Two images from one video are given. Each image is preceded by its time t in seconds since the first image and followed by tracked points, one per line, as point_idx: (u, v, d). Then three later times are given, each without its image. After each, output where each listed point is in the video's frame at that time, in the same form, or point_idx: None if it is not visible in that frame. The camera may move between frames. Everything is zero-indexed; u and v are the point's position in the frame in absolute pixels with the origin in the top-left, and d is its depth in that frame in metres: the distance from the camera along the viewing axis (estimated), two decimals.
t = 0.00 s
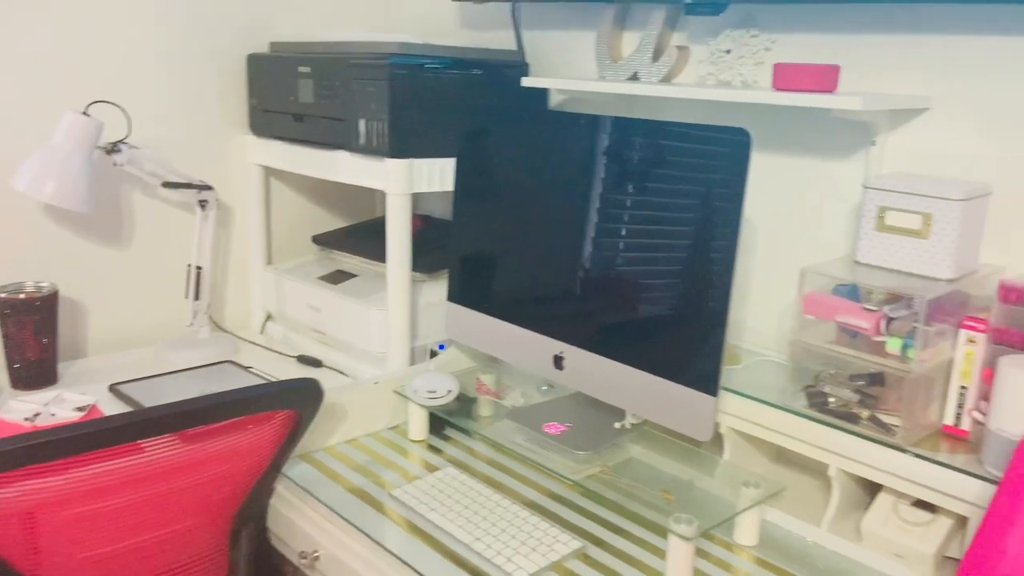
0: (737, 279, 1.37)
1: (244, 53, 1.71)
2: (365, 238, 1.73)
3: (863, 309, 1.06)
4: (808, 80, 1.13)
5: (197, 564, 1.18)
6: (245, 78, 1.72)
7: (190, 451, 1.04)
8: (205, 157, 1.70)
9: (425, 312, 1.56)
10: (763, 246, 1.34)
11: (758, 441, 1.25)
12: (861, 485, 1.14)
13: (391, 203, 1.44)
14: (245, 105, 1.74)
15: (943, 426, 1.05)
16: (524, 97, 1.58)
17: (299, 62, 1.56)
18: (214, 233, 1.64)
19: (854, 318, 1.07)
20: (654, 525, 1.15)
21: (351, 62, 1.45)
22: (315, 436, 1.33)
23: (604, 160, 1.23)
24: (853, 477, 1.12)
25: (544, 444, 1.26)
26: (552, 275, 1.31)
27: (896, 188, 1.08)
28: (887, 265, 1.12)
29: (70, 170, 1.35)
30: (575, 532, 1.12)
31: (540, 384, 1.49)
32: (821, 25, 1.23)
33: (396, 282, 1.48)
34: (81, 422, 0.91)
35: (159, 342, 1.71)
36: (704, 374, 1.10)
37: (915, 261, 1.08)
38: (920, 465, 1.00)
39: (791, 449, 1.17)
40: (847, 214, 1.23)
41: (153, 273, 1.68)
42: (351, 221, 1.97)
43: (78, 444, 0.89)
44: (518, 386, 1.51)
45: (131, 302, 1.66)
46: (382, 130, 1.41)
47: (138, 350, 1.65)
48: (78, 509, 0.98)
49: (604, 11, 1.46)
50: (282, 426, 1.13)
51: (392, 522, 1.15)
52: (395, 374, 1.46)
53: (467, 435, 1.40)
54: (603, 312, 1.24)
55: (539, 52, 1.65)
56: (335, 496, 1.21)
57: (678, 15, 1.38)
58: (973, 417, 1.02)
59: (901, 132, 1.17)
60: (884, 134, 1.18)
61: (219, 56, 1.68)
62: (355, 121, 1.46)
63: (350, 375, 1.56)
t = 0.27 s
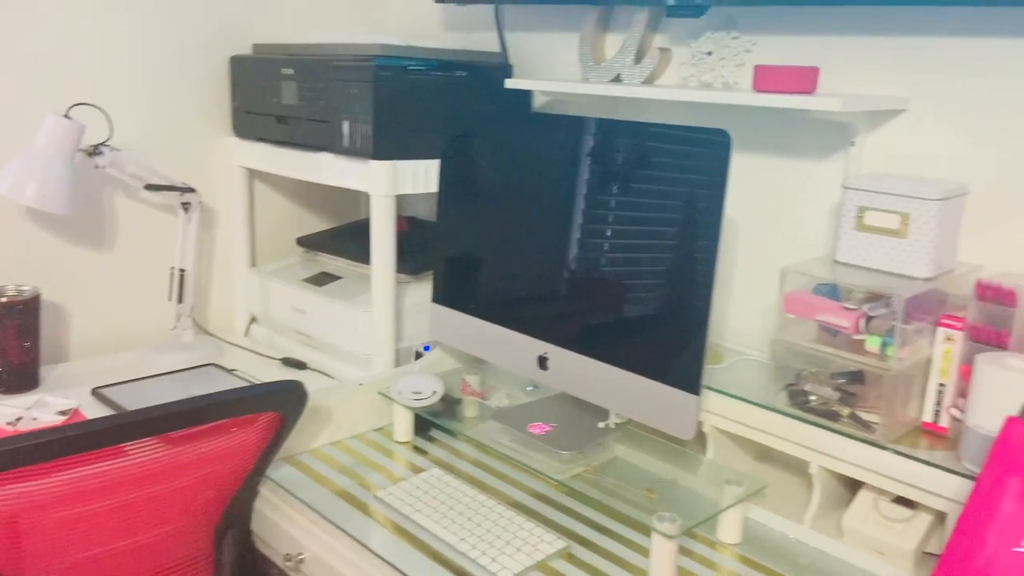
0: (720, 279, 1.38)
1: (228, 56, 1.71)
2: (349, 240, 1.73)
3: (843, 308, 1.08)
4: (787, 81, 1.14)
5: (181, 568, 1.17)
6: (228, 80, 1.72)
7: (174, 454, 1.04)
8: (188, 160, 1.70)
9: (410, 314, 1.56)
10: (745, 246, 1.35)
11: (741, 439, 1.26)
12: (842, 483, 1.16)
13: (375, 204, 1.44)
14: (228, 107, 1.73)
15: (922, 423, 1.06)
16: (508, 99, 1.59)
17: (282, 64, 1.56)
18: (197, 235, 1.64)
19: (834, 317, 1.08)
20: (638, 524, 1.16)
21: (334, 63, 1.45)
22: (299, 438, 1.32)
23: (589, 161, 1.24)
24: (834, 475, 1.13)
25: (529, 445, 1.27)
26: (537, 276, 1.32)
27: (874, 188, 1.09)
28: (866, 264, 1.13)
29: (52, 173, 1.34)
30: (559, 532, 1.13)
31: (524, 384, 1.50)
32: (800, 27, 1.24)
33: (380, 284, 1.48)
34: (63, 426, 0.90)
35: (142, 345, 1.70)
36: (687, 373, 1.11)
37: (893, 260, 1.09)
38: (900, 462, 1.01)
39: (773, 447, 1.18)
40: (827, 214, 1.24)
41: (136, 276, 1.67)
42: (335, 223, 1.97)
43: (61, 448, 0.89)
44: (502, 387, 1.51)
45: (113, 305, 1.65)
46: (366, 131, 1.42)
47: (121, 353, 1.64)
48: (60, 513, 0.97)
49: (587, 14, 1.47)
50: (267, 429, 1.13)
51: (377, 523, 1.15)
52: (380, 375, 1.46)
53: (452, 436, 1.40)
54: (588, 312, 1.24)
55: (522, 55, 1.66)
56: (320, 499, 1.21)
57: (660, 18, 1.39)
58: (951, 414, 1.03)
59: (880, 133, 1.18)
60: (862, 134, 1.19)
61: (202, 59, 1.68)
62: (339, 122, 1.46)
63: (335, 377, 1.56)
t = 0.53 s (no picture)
0: (703, 279, 1.39)
1: (210, 58, 1.70)
2: (333, 242, 1.72)
3: (823, 307, 1.09)
4: (766, 82, 1.15)
5: (164, 572, 1.17)
6: (210, 82, 1.71)
7: (156, 458, 1.03)
8: (170, 162, 1.69)
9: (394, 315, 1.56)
10: (727, 246, 1.36)
11: (724, 438, 1.27)
12: (824, 480, 1.17)
13: (359, 206, 1.44)
14: (210, 109, 1.73)
15: (902, 421, 1.08)
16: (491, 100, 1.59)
17: (265, 66, 1.55)
18: (179, 238, 1.63)
19: (814, 316, 1.09)
20: (622, 524, 1.16)
21: (317, 65, 1.45)
22: (283, 441, 1.32)
23: (573, 162, 1.24)
24: (816, 473, 1.14)
25: (514, 445, 1.27)
26: (522, 277, 1.32)
27: (853, 188, 1.11)
28: (846, 264, 1.14)
29: (32, 176, 1.33)
30: (544, 532, 1.13)
31: (509, 385, 1.50)
32: (780, 29, 1.25)
33: (364, 285, 1.48)
34: (44, 429, 0.90)
35: (125, 349, 1.69)
36: (671, 372, 1.12)
37: (873, 259, 1.11)
38: (880, 459, 1.02)
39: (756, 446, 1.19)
40: (808, 214, 1.25)
41: (119, 279, 1.66)
42: (319, 225, 1.96)
43: (41, 451, 0.88)
44: (487, 388, 1.51)
45: (95, 308, 1.64)
46: (349, 133, 1.42)
47: (103, 357, 1.63)
48: (42, 517, 0.97)
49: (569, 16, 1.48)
50: (251, 432, 1.13)
51: (362, 525, 1.15)
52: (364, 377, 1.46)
53: (437, 437, 1.40)
54: (573, 312, 1.25)
55: (505, 56, 1.66)
56: (304, 501, 1.21)
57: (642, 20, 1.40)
58: (930, 411, 1.04)
59: (859, 133, 1.19)
60: (842, 135, 1.20)
61: (184, 61, 1.67)
62: (322, 124, 1.46)
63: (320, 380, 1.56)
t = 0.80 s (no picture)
0: (685, 279, 1.40)
1: (191, 59, 1.69)
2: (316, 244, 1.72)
3: (803, 306, 1.09)
4: (747, 83, 1.16)
5: None
6: (192, 84, 1.70)
7: (139, 461, 1.02)
8: (152, 164, 1.68)
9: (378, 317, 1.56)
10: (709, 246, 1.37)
11: (707, 437, 1.28)
12: (806, 478, 1.18)
13: (342, 208, 1.44)
14: (192, 111, 1.72)
15: (882, 418, 1.09)
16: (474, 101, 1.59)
17: (246, 67, 1.55)
18: (161, 241, 1.62)
19: (794, 315, 1.10)
20: (606, 523, 1.17)
21: (299, 66, 1.44)
22: (267, 444, 1.32)
23: (557, 163, 1.24)
24: (798, 471, 1.15)
25: (498, 446, 1.27)
26: (506, 278, 1.32)
27: (833, 188, 1.12)
28: (827, 264, 1.15)
29: (12, 179, 1.32)
30: (529, 533, 1.13)
31: (493, 386, 1.50)
32: (761, 31, 1.26)
33: (348, 287, 1.47)
34: (25, 434, 0.89)
35: (107, 353, 1.68)
36: (655, 372, 1.12)
37: (852, 258, 1.12)
38: (861, 456, 1.03)
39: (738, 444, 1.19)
40: (789, 215, 1.26)
41: (100, 282, 1.65)
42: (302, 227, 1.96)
43: (22, 456, 0.88)
44: (471, 389, 1.51)
45: (76, 312, 1.63)
46: (332, 135, 1.41)
47: (85, 361, 1.62)
48: (23, 523, 0.96)
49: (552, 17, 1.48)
50: (233, 435, 1.12)
51: (347, 527, 1.15)
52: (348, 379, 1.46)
53: (421, 439, 1.40)
54: (557, 313, 1.25)
55: (488, 57, 1.66)
56: (288, 504, 1.20)
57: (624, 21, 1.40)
58: (910, 409, 1.06)
59: (839, 134, 1.20)
60: (822, 136, 1.21)
61: (165, 62, 1.66)
62: (304, 126, 1.46)
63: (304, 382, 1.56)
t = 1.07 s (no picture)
0: (667, 279, 1.41)
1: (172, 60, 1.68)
2: (299, 245, 1.71)
3: (784, 305, 1.10)
4: (728, 84, 1.17)
5: None
6: (173, 85, 1.69)
7: (119, 464, 1.02)
8: (132, 166, 1.67)
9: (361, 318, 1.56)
10: (691, 246, 1.38)
11: (690, 436, 1.29)
12: (787, 476, 1.19)
13: (324, 209, 1.43)
14: (173, 112, 1.71)
15: (862, 416, 1.10)
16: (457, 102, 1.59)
17: (228, 68, 1.54)
18: (142, 243, 1.61)
19: (775, 314, 1.10)
20: (590, 523, 1.17)
21: (280, 67, 1.44)
22: (249, 446, 1.31)
23: (540, 164, 1.25)
24: (780, 468, 1.16)
25: (482, 446, 1.28)
26: (489, 278, 1.32)
27: (814, 188, 1.12)
28: (807, 263, 1.16)
29: None
30: (512, 532, 1.13)
31: (477, 386, 1.50)
32: (741, 33, 1.27)
33: (331, 289, 1.47)
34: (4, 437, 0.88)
35: (87, 355, 1.67)
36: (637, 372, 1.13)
37: (832, 258, 1.13)
38: (841, 453, 1.04)
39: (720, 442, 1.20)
40: (769, 214, 1.27)
41: (80, 284, 1.63)
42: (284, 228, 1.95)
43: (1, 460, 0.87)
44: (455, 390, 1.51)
45: (56, 314, 1.61)
46: (314, 136, 1.41)
47: (65, 364, 1.60)
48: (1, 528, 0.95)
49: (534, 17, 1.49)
50: (215, 437, 1.12)
51: (330, 529, 1.15)
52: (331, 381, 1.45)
53: (405, 440, 1.40)
54: (541, 314, 1.25)
55: (471, 58, 1.66)
56: (271, 506, 1.20)
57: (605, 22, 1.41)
58: (889, 406, 1.07)
59: (818, 134, 1.21)
60: (802, 136, 1.22)
61: (146, 63, 1.65)
62: (286, 127, 1.45)
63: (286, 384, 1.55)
